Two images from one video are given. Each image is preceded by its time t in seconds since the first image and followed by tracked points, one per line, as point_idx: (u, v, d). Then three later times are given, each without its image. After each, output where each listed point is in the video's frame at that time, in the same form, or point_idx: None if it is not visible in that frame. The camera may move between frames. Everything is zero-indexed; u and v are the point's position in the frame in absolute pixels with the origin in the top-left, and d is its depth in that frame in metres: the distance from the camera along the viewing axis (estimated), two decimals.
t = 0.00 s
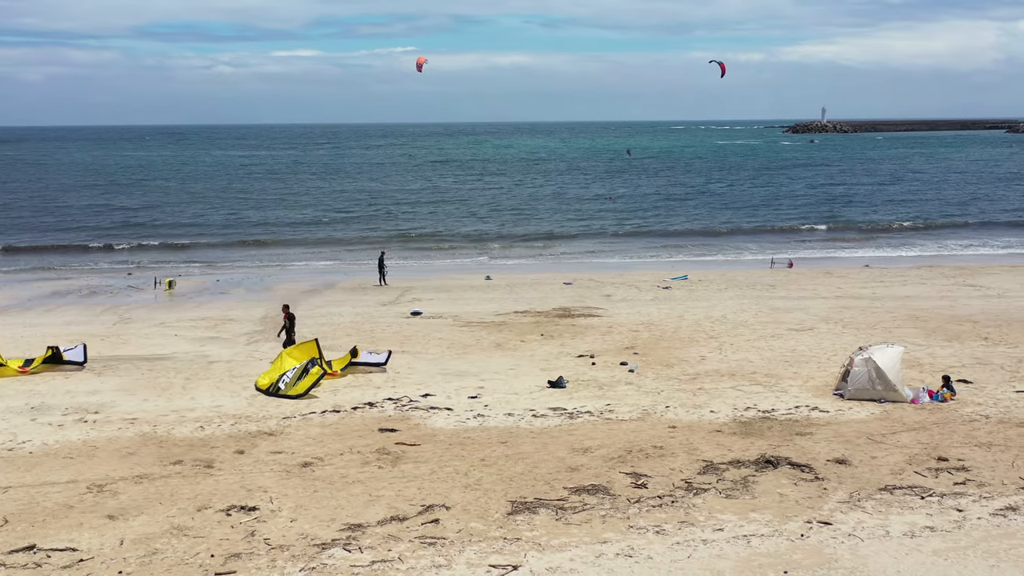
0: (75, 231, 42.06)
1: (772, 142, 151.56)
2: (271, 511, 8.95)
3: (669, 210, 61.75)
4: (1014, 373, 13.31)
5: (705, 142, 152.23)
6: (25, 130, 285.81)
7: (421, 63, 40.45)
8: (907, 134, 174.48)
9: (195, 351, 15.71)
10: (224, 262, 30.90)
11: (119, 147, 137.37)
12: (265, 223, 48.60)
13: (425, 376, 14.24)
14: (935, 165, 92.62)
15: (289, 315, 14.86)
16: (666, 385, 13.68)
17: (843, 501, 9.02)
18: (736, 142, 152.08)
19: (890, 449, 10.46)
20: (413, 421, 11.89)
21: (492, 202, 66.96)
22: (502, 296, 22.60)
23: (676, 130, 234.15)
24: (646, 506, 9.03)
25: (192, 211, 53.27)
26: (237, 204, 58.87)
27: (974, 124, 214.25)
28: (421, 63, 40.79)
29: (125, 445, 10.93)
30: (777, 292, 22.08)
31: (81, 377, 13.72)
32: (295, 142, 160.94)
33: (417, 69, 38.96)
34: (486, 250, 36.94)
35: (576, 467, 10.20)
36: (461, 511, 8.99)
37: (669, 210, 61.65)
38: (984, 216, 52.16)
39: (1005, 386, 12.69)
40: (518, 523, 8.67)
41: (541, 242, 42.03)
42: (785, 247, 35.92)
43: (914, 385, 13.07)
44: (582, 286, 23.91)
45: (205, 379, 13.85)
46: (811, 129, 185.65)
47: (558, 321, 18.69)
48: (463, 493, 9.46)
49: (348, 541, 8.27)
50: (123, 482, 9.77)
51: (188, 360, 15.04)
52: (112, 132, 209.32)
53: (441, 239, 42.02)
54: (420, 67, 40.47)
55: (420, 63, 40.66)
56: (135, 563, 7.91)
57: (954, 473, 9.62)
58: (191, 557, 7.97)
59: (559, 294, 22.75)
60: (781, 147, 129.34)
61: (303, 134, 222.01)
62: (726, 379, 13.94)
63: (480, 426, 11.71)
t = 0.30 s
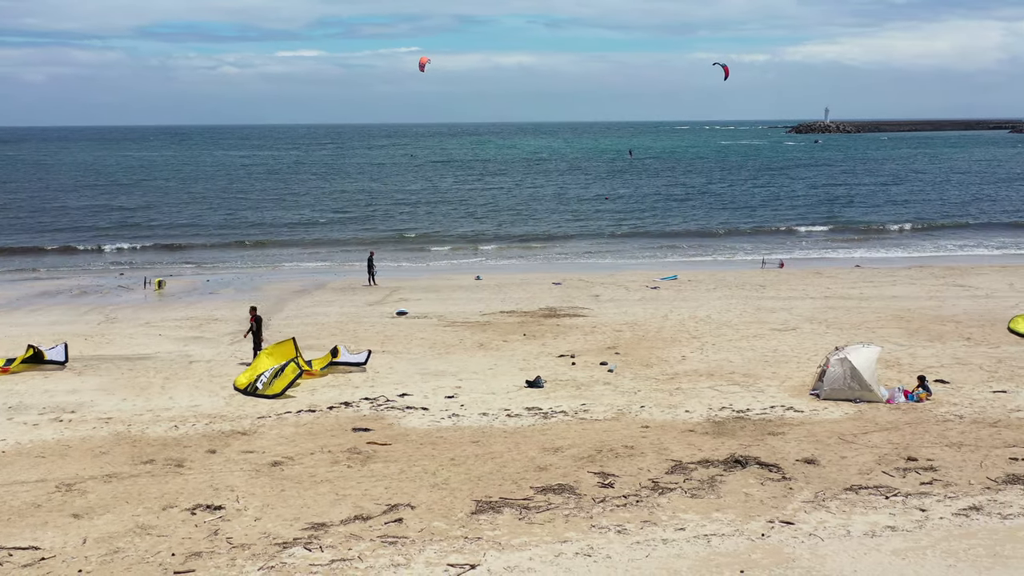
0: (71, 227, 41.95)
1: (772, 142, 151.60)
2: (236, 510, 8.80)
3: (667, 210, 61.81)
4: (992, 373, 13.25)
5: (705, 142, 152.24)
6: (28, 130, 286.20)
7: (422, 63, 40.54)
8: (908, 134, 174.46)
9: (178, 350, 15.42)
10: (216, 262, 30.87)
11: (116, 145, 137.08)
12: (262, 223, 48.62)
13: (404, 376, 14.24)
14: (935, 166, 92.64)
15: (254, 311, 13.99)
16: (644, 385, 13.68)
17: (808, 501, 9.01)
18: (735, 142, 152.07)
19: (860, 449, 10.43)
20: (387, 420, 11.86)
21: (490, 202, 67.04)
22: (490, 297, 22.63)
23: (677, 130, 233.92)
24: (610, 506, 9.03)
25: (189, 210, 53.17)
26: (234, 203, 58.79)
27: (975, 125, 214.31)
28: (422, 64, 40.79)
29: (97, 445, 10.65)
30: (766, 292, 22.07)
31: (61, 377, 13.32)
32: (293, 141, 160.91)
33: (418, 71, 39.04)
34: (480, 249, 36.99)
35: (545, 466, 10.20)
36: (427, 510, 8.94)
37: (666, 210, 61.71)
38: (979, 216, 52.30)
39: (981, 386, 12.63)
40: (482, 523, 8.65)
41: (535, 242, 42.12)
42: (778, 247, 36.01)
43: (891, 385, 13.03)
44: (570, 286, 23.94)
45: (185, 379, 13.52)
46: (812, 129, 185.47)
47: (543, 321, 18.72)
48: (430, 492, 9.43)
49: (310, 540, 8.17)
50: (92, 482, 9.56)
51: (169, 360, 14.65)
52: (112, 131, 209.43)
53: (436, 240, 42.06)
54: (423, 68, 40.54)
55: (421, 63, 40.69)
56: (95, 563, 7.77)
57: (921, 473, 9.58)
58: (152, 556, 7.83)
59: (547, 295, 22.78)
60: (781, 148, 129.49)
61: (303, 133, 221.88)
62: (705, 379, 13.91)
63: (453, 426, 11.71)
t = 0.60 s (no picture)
0: (73, 224, 42.08)
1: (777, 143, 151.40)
2: (205, 509, 8.72)
3: (668, 211, 61.80)
4: (974, 373, 13.16)
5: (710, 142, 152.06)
6: (37, 130, 287.37)
7: (429, 63, 40.43)
8: (915, 134, 173.89)
9: (164, 350, 15.42)
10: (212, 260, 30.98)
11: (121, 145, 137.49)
12: (263, 222, 48.74)
13: (386, 375, 14.25)
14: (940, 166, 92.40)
15: (226, 313, 14.03)
16: (625, 385, 13.65)
17: (775, 500, 8.99)
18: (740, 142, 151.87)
19: (833, 449, 10.40)
20: (365, 419, 11.86)
21: (493, 203, 67.14)
22: (482, 296, 22.65)
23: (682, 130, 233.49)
24: (577, 504, 9.03)
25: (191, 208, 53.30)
26: (236, 203, 58.87)
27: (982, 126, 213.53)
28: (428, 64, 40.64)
29: (74, 442, 10.51)
30: (758, 292, 22.04)
31: (45, 376, 13.31)
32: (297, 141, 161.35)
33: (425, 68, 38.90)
34: (477, 249, 37.08)
35: (516, 465, 10.21)
36: (395, 509, 8.92)
37: (668, 210, 61.68)
38: (981, 217, 52.25)
39: (962, 386, 12.54)
40: (447, 522, 8.64)
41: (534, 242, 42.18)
42: (776, 247, 36.01)
43: (872, 384, 12.97)
44: (563, 286, 23.95)
45: (167, 377, 13.53)
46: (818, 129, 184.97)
47: (532, 321, 18.72)
48: (400, 491, 9.41)
49: (274, 539, 8.11)
50: (65, 480, 9.35)
51: (154, 359, 14.63)
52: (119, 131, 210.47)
53: (435, 240, 42.15)
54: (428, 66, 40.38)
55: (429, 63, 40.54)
56: (60, 560, 7.60)
57: (892, 473, 9.53)
58: (117, 554, 7.69)
59: (538, 294, 22.80)
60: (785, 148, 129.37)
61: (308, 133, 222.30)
62: (686, 379, 13.88)
63: (430, 425, 11.71)
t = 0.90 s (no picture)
0: (82, 224, 42.52)
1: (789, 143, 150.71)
2: (179, 506, 8.78)
3: (676, 211, 61.70)
4: (963, 373, 13.05)
5: (722, 142, 151.56)
6: (53, 131, 290.53)
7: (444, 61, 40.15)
8: (930, 134, 172.49)
9: (157, 348, 15.57)
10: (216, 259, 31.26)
11: (135, 146, 138.70)
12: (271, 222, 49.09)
13: (374, 374, 14.32)
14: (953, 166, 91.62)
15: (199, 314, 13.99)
16: (611, 385, 13.65)
17: (747, 500, 8.96)
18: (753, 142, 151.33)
19: (812, 449, 10.36)
20: (348, 418, 11.92)
21: (501, 203, 67.26)
22: (479, 296, 22.73)
23: (695, 130, 232.55)
24: (549, 504, 9.04)
25: (200, 208, 53.75)
26: (245, 203, 59.30)
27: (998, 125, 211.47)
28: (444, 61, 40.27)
29: (58, 440, 10.63)
30: (756, 292, 21.99)
31: (37, 375, 13.48)
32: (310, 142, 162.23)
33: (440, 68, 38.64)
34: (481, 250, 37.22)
35: (493, 464, 10.24)
36: (367, 507, 8.95)
37: (676, 211, 61.57)
38: (992, 217, 51.82)
39: (949, 386, 12.45)
40: (418, 520, 8.67)
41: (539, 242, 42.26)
42: (780, 248, 35.89)
43: (859, 384, 12.90)
44: (561, 286, 23.98)
45: (157, 376, 13.67)
46: (832, 129, 183.87)
47: (525, 321, 18.76)
48: (374, 489, 9.46)
49: (245, 536, 8.15)
50: (45, 477, 9.46)
51: (146, 358, 14.78)
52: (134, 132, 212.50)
53: (441, 240, 42.31)
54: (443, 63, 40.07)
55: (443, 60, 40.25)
56: (31, 557, 7.68)
57: (868, 473, 9.49)
58: (87, 551, 7.77)
59: (535, 294, 22.84)
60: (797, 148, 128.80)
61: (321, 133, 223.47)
62: (673, 379, 13.86)
63: (412, 424, 11.77)
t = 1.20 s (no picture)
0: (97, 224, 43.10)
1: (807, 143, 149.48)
2: (158, 502, 8.92)
3: (689, 211, 61.43)
4: (956, 374, 12.93)
5: (739, 142, 150.61)
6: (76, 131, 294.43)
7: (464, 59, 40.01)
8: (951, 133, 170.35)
9: (154, 346, 15.77)
10: (225, 258, 31.59)
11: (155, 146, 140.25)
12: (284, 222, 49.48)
13: (367, 373, 14.43)
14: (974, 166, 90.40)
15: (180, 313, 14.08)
16: (602, 384, 13.66)
17: (722, 500, 8.94)
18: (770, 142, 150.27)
19: (794, 449, 10.31)
20: (335, 416, 12.04)
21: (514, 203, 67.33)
22: (481, 296, 22.80)
23: (712, 130, 231.21)
24: (524, 502, 9.08)
25: (214, 208, 54.31)
26: (260, 204, 59.81)
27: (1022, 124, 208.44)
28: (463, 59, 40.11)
29: (47, 437, 10.83)
30: (758, 292, 21.89)
31: (33, 372, 13.73)
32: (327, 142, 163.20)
33: (458, 66, 38.45)
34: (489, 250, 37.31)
35: (474, 462, 10.30)
36: (343, 504, 9.04)
37: (689, 211, 61.31)
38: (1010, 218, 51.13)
39: (940, 387, 12.34)
40: (392, 517, 8.74)
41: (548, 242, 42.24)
42: (790, 249, 35.65)
43: (849, 385, 12.82)
44: (564, 286, 24.00)
45: (151, 374, 13.87)
46: (851, 129, 182.09)
47: (523, 320, 18.81)
48: (353, 487, 9.55)
49: (219, 532, 8.27)
50: (30, 473, 9.65)
51: (142, 356, 14.99)
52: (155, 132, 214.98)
53: (450, 241, 42.45)
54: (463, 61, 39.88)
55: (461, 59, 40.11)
56: (8, 551, 7.85)
57: (847, 474, 9.43)
58: (63, 546, 7.93)
59: (537, 294, 22.88)
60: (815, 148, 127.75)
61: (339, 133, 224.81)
62: (663, 379, 13.82)
63: (398, 422, 11.85)
